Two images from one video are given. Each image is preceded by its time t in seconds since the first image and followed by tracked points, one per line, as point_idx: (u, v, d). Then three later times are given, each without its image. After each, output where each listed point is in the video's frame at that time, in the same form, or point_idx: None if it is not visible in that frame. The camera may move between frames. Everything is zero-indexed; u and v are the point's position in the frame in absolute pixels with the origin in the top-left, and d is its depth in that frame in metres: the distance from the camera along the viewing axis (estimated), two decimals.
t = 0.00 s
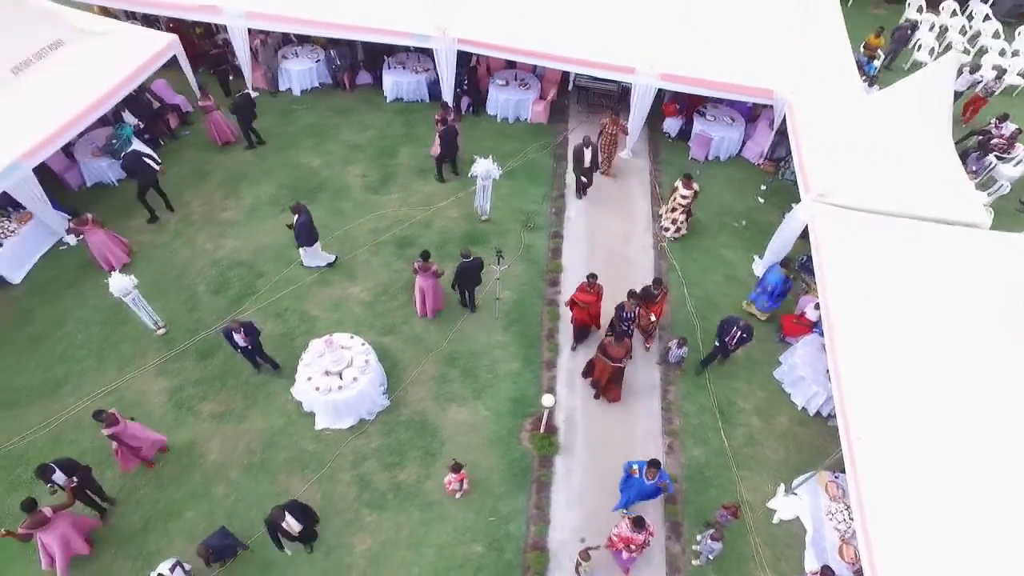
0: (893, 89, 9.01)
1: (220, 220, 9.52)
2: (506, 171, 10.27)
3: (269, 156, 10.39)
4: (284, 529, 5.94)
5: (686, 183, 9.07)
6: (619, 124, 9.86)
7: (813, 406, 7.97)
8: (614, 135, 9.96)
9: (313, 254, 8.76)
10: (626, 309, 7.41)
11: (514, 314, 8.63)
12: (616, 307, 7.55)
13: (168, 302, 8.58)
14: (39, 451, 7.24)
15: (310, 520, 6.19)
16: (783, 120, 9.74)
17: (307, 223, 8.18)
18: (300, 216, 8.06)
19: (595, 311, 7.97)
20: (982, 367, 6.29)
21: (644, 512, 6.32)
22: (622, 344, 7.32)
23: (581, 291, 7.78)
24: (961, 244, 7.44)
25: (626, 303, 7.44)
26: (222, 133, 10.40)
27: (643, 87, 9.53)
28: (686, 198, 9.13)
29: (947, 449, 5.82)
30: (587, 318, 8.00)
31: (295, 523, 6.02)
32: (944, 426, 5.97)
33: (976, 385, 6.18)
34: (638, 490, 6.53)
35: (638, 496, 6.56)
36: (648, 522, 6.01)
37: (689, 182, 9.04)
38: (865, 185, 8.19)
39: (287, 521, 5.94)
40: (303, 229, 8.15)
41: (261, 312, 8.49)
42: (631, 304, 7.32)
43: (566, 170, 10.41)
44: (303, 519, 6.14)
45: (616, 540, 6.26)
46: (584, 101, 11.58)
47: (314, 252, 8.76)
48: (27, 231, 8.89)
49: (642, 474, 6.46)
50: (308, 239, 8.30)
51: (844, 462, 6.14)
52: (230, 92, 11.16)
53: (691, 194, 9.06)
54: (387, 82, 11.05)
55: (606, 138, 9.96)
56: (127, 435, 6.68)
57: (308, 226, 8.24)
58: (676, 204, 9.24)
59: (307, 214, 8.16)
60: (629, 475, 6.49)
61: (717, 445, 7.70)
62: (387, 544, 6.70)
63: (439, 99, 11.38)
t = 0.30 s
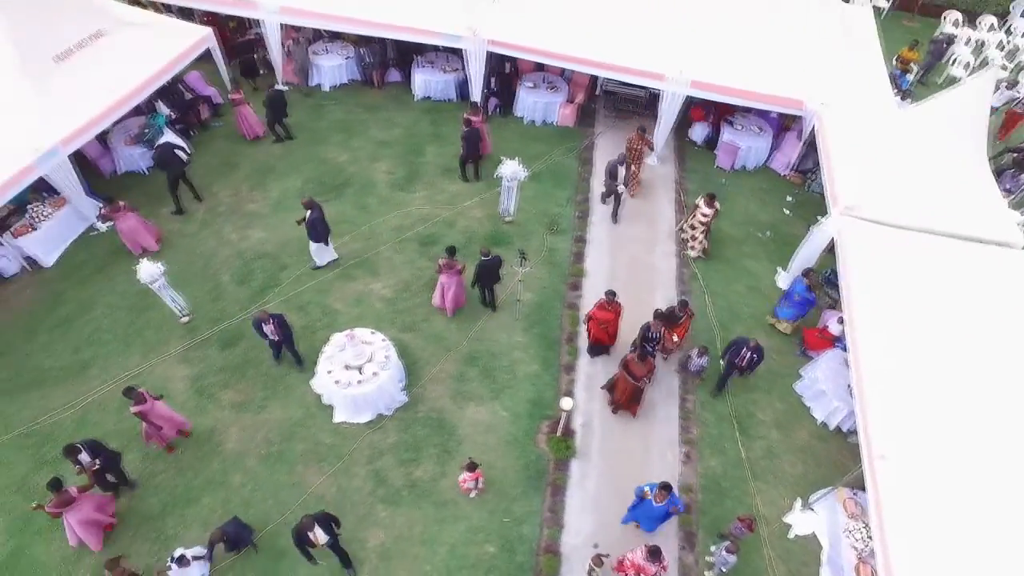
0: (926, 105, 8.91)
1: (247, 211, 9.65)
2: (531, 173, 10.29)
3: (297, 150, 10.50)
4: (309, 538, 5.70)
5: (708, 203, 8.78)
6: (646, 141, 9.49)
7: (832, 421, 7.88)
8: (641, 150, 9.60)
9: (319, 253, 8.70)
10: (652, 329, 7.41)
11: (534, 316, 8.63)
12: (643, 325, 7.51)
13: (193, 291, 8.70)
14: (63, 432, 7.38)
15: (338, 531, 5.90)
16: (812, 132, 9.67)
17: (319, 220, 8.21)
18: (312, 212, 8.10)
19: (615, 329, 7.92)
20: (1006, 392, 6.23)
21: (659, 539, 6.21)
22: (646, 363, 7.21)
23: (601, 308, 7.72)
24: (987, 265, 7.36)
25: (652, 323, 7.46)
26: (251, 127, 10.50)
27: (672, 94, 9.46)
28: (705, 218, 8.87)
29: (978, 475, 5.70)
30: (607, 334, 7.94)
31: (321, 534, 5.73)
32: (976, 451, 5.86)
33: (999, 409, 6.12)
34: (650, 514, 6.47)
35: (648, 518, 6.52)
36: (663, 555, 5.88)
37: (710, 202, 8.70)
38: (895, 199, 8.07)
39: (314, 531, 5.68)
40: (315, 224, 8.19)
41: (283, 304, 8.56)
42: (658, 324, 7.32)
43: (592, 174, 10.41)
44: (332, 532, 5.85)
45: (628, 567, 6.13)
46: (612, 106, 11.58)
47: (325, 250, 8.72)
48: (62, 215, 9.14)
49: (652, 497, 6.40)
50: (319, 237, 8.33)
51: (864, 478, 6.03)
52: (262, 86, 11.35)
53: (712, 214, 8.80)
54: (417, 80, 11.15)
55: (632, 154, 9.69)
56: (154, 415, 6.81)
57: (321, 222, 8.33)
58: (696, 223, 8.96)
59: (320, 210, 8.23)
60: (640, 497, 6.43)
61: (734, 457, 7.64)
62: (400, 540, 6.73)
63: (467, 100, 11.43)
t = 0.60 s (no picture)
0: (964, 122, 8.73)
1: (275, 205, 9.77)
2: (557, 178, 10.29)
3: (326, 146, 10.62)
4: (335, 553, 5.82)
5: (727, 224, 8.62)
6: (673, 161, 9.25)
7: (854, 441, 7.74)
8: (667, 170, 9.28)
9: (331, 251, 8.79)
10: (676, 355, 7.31)
11: (556, 321, 8.62)
12: (667, 351, 7.39)
13: (219, 282, 8.81)
14: (89, 416, 7.51)
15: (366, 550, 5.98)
16: (844, 147, 9.58)
17: (332, 221, 8.33)
18: (324, 213, 8.25)
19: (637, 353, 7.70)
20: None
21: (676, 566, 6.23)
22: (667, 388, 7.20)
23: (622, 330, 7.50)
24: None
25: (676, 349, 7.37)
26: (278, 119, 10.58)
27: (704, 104, 9.60)
28: (725, 237, 8.71)
29: (1008, 503, 5.55)
30: (630, 359, 7.69)
31: (348, 550, 5.84)
32: (1008, 477, 5.70)
33: None
34: (667, 543, 6.36)
35: (667, 549, 6.41)
36: None
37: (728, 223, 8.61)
38: (928, 218, 7.95)
39: (341, 547, 5.80)
40: (328, 225, 8.30)
41: (307, 299, 8.64)
42: (684, 351, 7.23)
43: (619, 181, 10.38)
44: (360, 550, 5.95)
45: None
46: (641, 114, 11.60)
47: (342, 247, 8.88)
48: (96, 202, 9.33)
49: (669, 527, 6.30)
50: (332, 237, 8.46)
51: (887, 501, 5.98)
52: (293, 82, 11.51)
53: (731, 235, 8.64)
54: (447, 81, 11.23)
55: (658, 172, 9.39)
56: (178, 402, 6.93)
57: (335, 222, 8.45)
58: (716, 245, 8.84)
59: (334, 211, 8.37)
60: (658, 530, 6.31)
61: (752, 472, 7.55)
62: (413, 539, 6.75)
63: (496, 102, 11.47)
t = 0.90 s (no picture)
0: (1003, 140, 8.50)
1: (300, 202, 9.83)
2: (582, 185, 10.26)
3: (353, 144, 10.68)
4: None
5: (742, 246, 8.38)
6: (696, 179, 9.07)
7: (876, 463, 7.55)
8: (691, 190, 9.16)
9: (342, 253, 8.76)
10: (698, 385, 7.23)
11: (577, 329, 8.58)
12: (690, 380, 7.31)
13: (242, 277, 8.88)
14: (111, 403, 7.59)
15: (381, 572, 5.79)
16: (875, 163, 9.41)
17: (342, 222, 8.20)
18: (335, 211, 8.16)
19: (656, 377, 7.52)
20: None
21: None
22: (684, 412, 6.97)
23: (643, 354, 7.32)
24: None
25: (697, 379, 7.30)
26: (305, 119, 10.70)
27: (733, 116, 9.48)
28: (740, 260, 8.47)
29: None
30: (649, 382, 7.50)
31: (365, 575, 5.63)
32: None
33: None
34: None
35: None
36: None
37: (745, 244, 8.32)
38: (962, 236, 7.70)
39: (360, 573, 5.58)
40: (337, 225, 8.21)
41: (329, 296, 8.67)
42: (706, 382, 7.17)
43: (644, 191, 10.33)
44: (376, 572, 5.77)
45: None
46: (670, 123, 11.54)
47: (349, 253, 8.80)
48: (125, 193, 9.47)
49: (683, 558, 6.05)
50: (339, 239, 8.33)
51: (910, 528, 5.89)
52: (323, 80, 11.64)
53: (747, 257, 8.39)
54: (476, 84, 11.29)
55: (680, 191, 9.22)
56: (195, 397, 6.97)
57: (347, 224, 8.32)
58: (730, 267, 8.59)
59: (346, 212, 8.24)
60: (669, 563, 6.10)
61: (769, 490, 7.41)
62: (426, 542, 6.71)
63: (524, 107, 11.48)
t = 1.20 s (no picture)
0: None
1: (321, 201, 9.86)
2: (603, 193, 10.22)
3: (375, 145, 10.73)
4: None
5: (756, 268, 8.00)
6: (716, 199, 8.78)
7: (896, 486, 7.36)
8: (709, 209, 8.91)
9: (349, 250, 8.81)
10: (716, 416, 6.88)
11: (594, 338, 8.51)
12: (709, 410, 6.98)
13: (261, 274, 8.91)
14: (128, 395, 7.63)
15: None
16: (903, 180, 9.24)
17: (349, 221, 8.21)
18: (343, 212, 8.15)
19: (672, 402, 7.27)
20: None
21: None
22: (704, 443, 6.82)
23: (660, 379, 7.04)
24: None
25: (717, 410, 6.93)
26: (329, 117, 10.82)
27: (759, 127, 9.36)
28: (755, 281, 8.12)
29: None
30: (664, 407, 7.30)
31: None
32: None
33: None
34: None
35: None
36: None
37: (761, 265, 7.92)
38: (989, 260, 7.57)
39: None
40: (345, 224, 8.22)
41: (346, 296, 8.67)
42: (725, 415, 6.80)
43: (666, 201, 10.26)
44: None
45: None
46: (694, 133, 11.48)
47: (353, 249, 8.81)
48: (149, 186, 9.56)
49: None
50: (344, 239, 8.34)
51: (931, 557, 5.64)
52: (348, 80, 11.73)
53: (761, 280, 8.04)
54: (500, 88, 11.32)
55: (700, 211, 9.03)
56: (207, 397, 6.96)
57: (353, 223, 8.30)
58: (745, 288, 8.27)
59: (352, 211, 8.21)
60: None
61: (785, 509, 7.26)
62: (435, 548, 6.64)
63: (547, 112, 11.47)
